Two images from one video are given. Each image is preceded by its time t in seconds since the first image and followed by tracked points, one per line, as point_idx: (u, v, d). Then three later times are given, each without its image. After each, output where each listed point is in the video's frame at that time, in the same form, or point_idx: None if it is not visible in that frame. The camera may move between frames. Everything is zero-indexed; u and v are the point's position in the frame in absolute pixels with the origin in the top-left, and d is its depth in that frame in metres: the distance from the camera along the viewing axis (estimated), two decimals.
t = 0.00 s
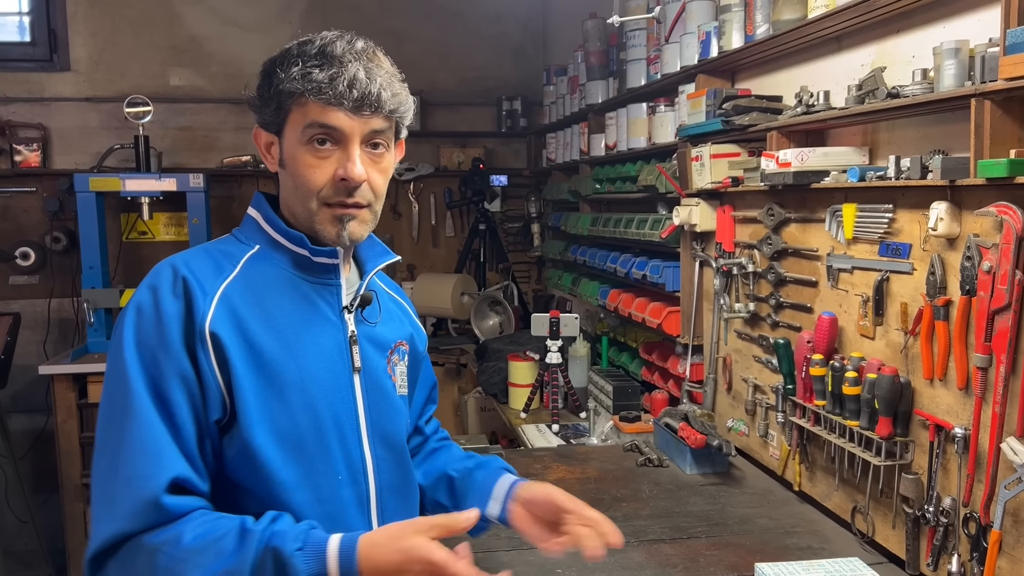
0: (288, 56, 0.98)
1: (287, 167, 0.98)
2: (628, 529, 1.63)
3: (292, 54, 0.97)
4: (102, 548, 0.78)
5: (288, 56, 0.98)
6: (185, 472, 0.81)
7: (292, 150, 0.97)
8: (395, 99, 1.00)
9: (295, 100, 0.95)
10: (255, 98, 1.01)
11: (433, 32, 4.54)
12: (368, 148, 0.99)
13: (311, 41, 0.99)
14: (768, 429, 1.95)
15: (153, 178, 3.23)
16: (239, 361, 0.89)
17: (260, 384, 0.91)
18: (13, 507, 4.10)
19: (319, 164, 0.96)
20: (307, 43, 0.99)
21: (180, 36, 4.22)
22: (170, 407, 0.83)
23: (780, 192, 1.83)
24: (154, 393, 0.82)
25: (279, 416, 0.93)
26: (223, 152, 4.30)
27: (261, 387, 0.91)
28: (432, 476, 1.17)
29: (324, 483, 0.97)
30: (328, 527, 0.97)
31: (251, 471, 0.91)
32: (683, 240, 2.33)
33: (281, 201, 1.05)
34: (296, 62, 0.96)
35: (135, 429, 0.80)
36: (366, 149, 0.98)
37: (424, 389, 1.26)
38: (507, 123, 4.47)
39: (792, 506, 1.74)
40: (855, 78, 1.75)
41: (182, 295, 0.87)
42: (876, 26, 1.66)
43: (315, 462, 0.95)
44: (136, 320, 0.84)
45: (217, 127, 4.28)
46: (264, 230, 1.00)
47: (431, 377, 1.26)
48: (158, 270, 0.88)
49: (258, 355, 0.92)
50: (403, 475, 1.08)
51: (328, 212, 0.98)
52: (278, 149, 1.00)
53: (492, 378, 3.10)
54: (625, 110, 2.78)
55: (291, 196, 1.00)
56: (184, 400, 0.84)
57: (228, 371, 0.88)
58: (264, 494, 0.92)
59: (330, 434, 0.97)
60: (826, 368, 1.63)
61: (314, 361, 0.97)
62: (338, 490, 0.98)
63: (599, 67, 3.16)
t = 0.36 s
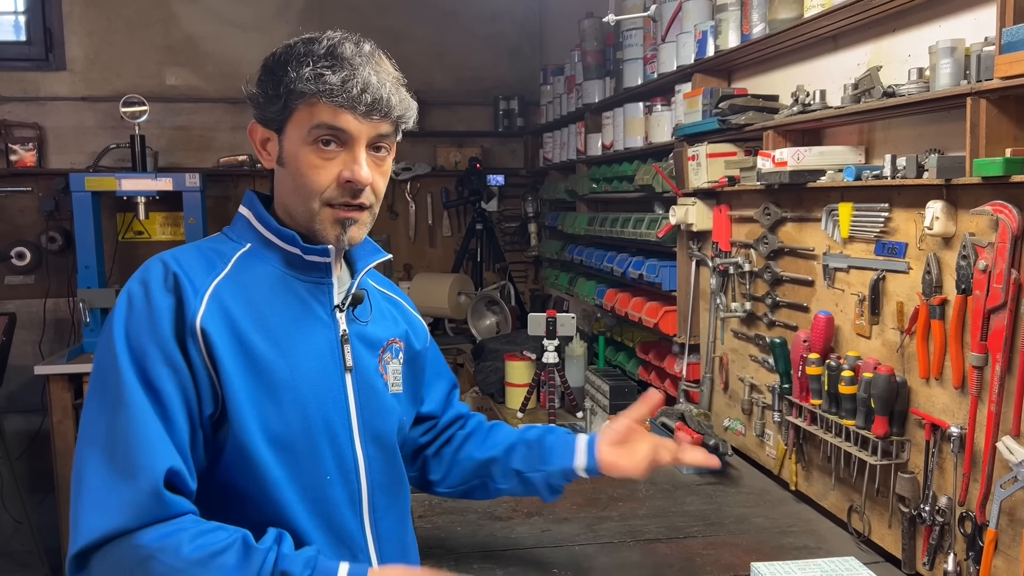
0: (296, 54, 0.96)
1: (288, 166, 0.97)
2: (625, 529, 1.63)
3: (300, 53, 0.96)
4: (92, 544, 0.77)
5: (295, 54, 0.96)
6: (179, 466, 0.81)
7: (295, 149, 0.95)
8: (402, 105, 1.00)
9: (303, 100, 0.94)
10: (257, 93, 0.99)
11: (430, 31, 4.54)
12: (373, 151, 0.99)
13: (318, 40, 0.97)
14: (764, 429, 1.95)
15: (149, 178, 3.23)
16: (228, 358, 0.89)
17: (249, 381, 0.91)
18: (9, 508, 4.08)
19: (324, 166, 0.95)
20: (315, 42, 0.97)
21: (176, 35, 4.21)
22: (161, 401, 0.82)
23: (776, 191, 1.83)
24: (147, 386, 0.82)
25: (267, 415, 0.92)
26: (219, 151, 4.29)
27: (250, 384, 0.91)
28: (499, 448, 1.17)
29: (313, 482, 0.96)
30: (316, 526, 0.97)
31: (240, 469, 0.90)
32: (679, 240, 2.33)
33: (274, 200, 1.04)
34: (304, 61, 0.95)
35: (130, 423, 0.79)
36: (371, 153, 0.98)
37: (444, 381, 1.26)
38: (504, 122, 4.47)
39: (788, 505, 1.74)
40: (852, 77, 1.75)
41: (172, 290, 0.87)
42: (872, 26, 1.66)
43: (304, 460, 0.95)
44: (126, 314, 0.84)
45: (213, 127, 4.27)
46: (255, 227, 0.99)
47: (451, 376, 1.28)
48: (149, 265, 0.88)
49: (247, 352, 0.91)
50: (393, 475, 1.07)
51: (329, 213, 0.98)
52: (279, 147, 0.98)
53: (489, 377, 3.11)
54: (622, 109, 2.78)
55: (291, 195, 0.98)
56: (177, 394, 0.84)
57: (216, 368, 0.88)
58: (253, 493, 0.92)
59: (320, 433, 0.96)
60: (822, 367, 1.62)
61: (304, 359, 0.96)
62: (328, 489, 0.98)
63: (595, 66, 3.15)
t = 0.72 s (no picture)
0: (297, 54, 0.95)
1: (289, 166, 0.97)
2: (621, 528, 1.63)
3: (301, 53, 0.95)
4: (114, 546, 0.78)
5: (296, 54, 0.95)
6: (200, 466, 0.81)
7: (294, 151, 0.95)
8: (403, 106, 0.99)
9: (301, 102, 0.94)
10: (259, 92, 0.99)
11: (428, 30, 4.53)
12: (373, 154, 0.98)
13: (319, 40, 0.96)
14: (761, 428, 1.94)
15: (146, 177, 3.22)
16: (236, 359, 0.89)
17: (257, 382, 0.91)
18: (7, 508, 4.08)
19: (323, 169, 0.95)
20: (316, 41, 0.96)
21: (173, 34, 4.20)
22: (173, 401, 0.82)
23: (773, 190, 1.83)
24: (160, 387, 0.82)
25: (274, 416, 0.92)
26: (217, 151, 4.28)
27: (258, 385, 0.91)
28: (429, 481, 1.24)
29: (320, 484, 0.96)
30: (322, 528, 0.97)
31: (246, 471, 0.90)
32: (677, 239, 2.33)
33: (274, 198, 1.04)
34: (304, 62, 0.94)
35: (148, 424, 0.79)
36: (371, 155, 0.97)
37: (418, 390, 1.28)
38: (502, 122, 4.46)
39: (785, 504, 1.74)
40: (848, 76, 1.74)
41: (180, 290, 0.87)
42: (870, 24, 1.66)
43: (310, 462, 0.95)
44: (136, 314, 0.84)
45: (211, 126, 4.27)
46: (260, 227, 0.99)
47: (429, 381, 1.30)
48: (156, 264, 0.88)
49: (255, 353, 0.91)
50: (398, 477, 1.07)
51: (329, 215, 0.98)
52: (280, 147, 0.98)
53: (487, 377, 3.11)
54: (620, 108, 2.78)
55: (292, 195, 0.99)
56: (188, 395, 0.84)
57: (225, 369, 0.88)
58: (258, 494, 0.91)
59: (325, 435, 0.96)
60: (820, 366, 1.62)
61: (312, 361, 0.96)
62: (332, 491, 0.97)
63: (594, 65, 3.15)
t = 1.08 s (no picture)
0: (328, 57, 0.93)
1: (306, 168, 0.95)
2: (622, 528, 1.63)
3: (333, 56, 0.93)
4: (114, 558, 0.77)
5: (327, 56, 0.93)
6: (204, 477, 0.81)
7: (316, 155, 0.93)
8: (429, 121, 0.98)
9: (333, 110, 0.91)
10: (280, 88, 0.95)
11: (427, 30, 4.53)
12: (396, 166, 0.97)
13: (352, 44, 0.94)
14: (762, 428, 1.94)
15: (146, 177, 3.22)
16: (240, 366, 0.89)
17: (260, 388, 0.90)
18: (7, 507, 4.08)
19: (345, 176, 0.93)
20: (348, 45, 0.94)
21: (173, 33, 4.20)
22: (172, 408, 0.82)
23: (773, 190, 1.83)
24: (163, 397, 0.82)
25: (280, 422, 0.92)
26: (216, 150, 4.28)
27: (263, 390, 0.91)
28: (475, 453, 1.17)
29: (324, 489, 0.96)
30: (327, 535, 0.96)
31: (250, 477, 0.90)
32: (677, 239, 2.33)
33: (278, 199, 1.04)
34: (338, 67, 0.92)
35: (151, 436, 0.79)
36: (394, 168, 0.96)
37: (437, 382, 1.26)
38: (502, 121, 4.46)
39: (786, 503, 1.74)
40: (849, 76, 1.74)
41: (184, 295, 0.86)
42: (870, 24, 1.66)
43: (316, 468, 0.95)
44: (139, 320, 0.83)
45: (211, 126, 4.27)
46: (265, 229, 0.98)
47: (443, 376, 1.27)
48: (159, 269, 0.87)
49: (260, 359, 0.91)
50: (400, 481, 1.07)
51: (344, 221, 0.96)
52: (298, 148, 0.95)
53: (487, 377, 3.11)
54: (620, 108, 2.78)
55: (306, 196, 0.96)
56: (192, 403, 0.84)
57: (230, 376, 0.88)
58: (262, 501, 0.91)
59: (331, 440, 0.96)
60: (820, 366, 1.62)
61: (316, 366, 0.96)
62: (338, 496, 0.97)
63: (594, 65, 3.15)
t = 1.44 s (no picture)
0: (436, 98, 0.91)
1: (379, 198, 0.92)
2: (624, 527, 1.63)
3: (442, 100, 0.92)
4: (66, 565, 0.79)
5: (434, 97, 0.91)
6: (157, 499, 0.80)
7: (403, 192, 0.91)
8: (496, 181, 1.03)
9: (441, 159, 0.92)
10: (374, 114, 0.89)
11: (428, 30, 4.54)
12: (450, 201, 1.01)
13: (452, 86, 0.93)
14: (763, 427, 1.94)
15: (148, 177, 3.22)
16: (248, 374, 0.87)
17: (269, 397, 0.89)
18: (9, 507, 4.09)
19: (421, 215, 0.94)
20: (448, 86, 0.93)
21: (175, 33, 4.21)
22: (157, 429, 0.81)
23: (776, 189, 1.83)
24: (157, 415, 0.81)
25: (291, 428, 0.90)
26: (218, 150, 4.29)
27: (269, 400, 0.89)
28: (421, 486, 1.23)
29: (338, 494, 0.95)
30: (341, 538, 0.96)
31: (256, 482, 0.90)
32: (679, 238, 2.33)
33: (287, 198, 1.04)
34: (448, 116, 0.92)
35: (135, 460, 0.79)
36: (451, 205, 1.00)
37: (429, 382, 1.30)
38: (503, 121, 4.46)
39: (788, 503, 1.74)
40: (851, 75, 1.74)
41: (186, 305, 0.84)
42: (872, 24, 1.66)
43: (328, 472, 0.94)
44: (137, 335, 0.82)
45: (213, 126, 4.27)
46: (275, 231, 0.96)
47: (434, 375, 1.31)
48: (164, 274, 0.86)
49: (268, 367, 0.89)
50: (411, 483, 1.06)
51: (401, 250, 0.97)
52: (375, 175, 0.91)
53: (489, 376, 3.11)
54: (621, 108, 2.78)
55: (369, 225, 0.93)
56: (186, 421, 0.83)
57: (235, 385, 0.86)
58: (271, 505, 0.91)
59: (343, 444, 0.95)
60: (822, 366, 1.62)
61: (325, 372, 0.94)
62: (353, 499, 0.96)
63: (595, 64, 3.15)
